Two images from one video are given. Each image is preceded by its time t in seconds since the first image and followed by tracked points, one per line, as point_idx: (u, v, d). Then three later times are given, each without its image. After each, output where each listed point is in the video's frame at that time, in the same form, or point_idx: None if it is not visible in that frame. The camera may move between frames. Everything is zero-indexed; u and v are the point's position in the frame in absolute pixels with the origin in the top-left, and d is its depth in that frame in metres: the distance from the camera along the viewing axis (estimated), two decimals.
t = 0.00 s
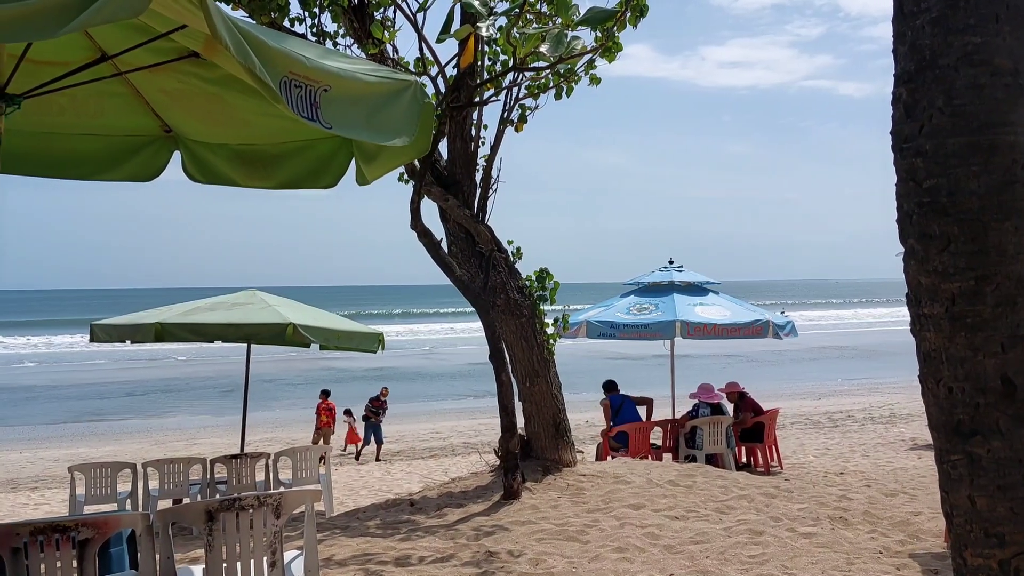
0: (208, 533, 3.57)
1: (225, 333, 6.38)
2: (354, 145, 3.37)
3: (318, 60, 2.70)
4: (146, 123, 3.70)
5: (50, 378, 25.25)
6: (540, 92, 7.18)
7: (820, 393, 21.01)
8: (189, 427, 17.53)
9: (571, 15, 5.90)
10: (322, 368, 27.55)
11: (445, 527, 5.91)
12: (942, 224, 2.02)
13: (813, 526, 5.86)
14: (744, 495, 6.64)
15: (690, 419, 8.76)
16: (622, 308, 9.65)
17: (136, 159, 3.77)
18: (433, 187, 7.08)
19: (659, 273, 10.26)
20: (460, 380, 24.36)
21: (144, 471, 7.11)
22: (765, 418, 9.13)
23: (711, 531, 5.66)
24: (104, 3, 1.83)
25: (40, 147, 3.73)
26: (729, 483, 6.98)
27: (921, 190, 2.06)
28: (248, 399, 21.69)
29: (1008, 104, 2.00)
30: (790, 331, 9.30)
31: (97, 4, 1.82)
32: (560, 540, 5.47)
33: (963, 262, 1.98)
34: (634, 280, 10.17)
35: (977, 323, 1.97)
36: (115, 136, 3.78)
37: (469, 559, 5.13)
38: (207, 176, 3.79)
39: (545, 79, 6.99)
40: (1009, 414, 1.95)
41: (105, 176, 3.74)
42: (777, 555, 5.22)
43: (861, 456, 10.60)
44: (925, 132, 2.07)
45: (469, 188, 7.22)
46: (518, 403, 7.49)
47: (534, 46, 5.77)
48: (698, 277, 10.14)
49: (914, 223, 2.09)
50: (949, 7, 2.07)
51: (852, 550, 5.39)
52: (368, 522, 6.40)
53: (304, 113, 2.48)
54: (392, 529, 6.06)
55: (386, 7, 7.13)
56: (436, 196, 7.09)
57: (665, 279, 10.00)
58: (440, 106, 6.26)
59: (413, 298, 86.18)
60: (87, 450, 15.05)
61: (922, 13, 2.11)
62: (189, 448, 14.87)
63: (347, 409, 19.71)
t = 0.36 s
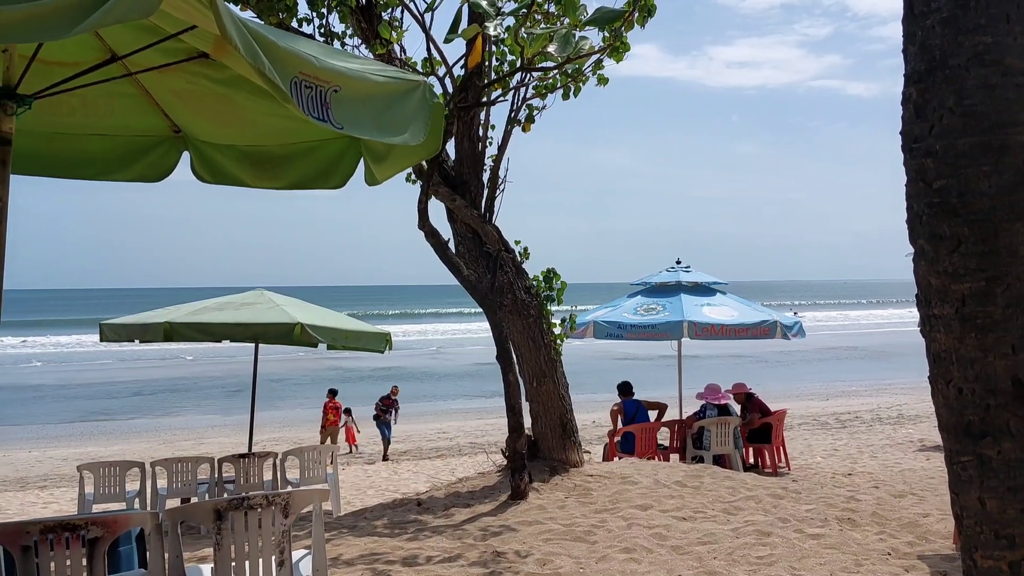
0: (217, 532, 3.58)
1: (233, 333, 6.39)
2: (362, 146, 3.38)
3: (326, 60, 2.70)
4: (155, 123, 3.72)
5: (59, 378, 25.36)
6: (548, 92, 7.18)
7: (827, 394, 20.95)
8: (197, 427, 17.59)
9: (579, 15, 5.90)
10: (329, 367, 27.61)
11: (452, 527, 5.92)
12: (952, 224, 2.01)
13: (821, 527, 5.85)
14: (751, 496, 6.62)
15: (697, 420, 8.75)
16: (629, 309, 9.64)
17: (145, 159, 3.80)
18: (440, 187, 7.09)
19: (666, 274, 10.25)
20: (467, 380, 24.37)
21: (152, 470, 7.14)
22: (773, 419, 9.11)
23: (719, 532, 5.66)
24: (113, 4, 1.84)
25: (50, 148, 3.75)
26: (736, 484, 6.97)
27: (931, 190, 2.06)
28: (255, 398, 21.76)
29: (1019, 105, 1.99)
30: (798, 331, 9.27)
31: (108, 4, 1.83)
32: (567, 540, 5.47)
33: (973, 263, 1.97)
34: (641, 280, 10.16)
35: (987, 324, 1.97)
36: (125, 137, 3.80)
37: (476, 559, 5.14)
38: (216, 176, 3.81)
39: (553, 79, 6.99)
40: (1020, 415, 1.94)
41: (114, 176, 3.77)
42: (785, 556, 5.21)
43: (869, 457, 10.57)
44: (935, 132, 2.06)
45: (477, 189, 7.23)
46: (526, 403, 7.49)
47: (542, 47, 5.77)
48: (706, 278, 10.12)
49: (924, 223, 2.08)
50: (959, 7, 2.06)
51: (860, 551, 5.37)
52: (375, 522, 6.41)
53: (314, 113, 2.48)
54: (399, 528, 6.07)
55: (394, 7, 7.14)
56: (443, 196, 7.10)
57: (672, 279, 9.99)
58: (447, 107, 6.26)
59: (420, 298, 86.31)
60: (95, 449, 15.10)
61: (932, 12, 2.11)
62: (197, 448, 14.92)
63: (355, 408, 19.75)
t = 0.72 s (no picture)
0: (226, 532, 3.59)
1: (242, 333, 6.42)
2: (371, 146, 3.39)
3: (335, 62, 2.71)
4: (165, 124, 3.74)
5: (68, 377, 25.46)
6: (557, 93, 7.17)
7: (836, 395, 20.88)
8: (206, 426, 17.66)
9: (588, 16, 5.90)
10: (336, 367, 27.66)
11: (460, 527, 5.92)
12: (962, 225, 2.00)
13: (829, 529, 5.83)
14: (760, 498, 6.60)
15: (705, 421, 8.73)
16: (637, 309, 9.62)
17: (155, 160, 3.82)
18: (448, 188, 7.09)
19: (674, 274, 10.23)
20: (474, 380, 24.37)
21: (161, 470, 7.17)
22: (781, 420, 9.08)
23: (727, 534, 5.64)
24: (124, 6, 1.85)
25: (61, 149, 3.78)
26: (744, 486, 6.95)
27: (942, 191, 2.05)
28: (264, 398, 21.82)
29: None
30: (807, 332, 9.24)
31: (119, 6, 1.85)
32: (575, 541, 5.46)
33: (984, 264, 1.97)
34: (649, 281, 10.15)
35: (998, 326, 1.96)
36: (134, 138, 3.82)
37: (484, 560, 5.14)
38: (225, 177, 3.83)
39: (561, 80, 6.98)
40: None
41: (125, 177, 3.80)
42: (794, 558, 5.19)
43: (878, 459, 10.53)
44: (946, 133, 2.06)
45: (485, 189, 7.23)
46: (533, 403, 7.49)
47: (550, 47, 5.76)
48: (714, 278, 10.11)
49: (934, 224, 2.07)
50: (970, 8, 2.05)
51: (869, 553, 5.35)
52: (383, 522, 6.42)
53: (321, 114, 2.49)
54: (407, 528, 6.07)
55: (403, 8, 7.15)
56: (451, 197, 7.10)
57: (681, 280, 9.98)
58: (456, 107, 6.26)
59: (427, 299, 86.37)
60: (104, 448, 15.16)
61: (943, 13, 2.10)
62: (206, 447, 14.96)
63: (362, 408, 19.79)
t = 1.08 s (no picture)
0: (237, 531, 3.60)
1: (252, 333, 6.44)
2: (381, 147, 3.41)
3: (345, 63, 2.72)
4: (176, 125, 3.76)
5: (79, 378, 25.59)
6: (566, 93, 7.17)
7: (846, 396, 20.81)
8: (216, 426, 17.73)
9: (597, 16, 5.89)
10: (346, 368, 27.72)
11: (469, 528, 5.93)
12: (975, 225, 2.00)
13: (840, 530, 5.82)
14: (770, 499, 6.59)
15: (714, 421, 8.72)
16: (646, 310, 9.61)
17: (166, 161, 3.84)
18: (457, 188, 7.10)
19: (684, 274, 10.22)
20: (483, 381, 24.39)
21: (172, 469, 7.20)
22: (791, 421, 9.05)
23: (737, 534, 5.64)
24: (138, 9, 1.87)
25: (74, 150, 3.81)
26: (754, 487, 6.94)
27: (954, 191, 2.04)
28: (273, 398, 21.89)
29: None
30: (817, 333, 9.22)
31: (134, 8, 1.87)
32: (584, 542, 5.46)
33: (996, 264, 1.96)
34: (658, 281, 10.14)
35: (1011, 326, 1.95)
36: (146, 139, 3.84)
37: (493, 560, 5.15)
38: (235, 178, 3.84)
39: (570, 80, 6.98)
40: None
41: (138, 177, 3.83)
42: (804, 559, 5.18)
43: (888, 460, 10.49)
44: (958, 133, 2.05)
45: (494, 189, 7.24)
46: (542, 404, 7.50)
47: (559, 47, 5.76)
48: (724, 278, 10.09)
49: (946, 224, 2.07)
50: (982, 8, 2.05)
51: (880, 555, 5.33)
52: (392, 522, 6.43)
53: (332, 115, 2.50)
54: (416, 528, 6.09)
55: (412, 9, 7.16)
56: (460, 197, 7.11)
57: (690, 280, 9.97)
58: (465, 108, 6.27)
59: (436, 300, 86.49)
60: (115, 448, 15.23)
61: (955, 13, 2.10)
62: (216, 447, 15.00)
63: (372, 408, 19.84)
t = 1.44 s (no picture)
0: (251, 531, 3.62)
1: (264, 334, 6.47)
2: (393, 149, 3.42)
3: (357, 65, 2.73)
4: (190, 127, 3.78)
5: (92, 378, 25.75)
6: (577, 94, 7.17)
7: (858, 397, 20.71)
8: (227, 426, 17.79)
9: (608, 17, 5.90)
10: (356, 368, 27.78)
11: (481, 528, 5.94)
12: (989, 226, 1.99)
13: (852, 532, 5.80)
14: (782, 501, 6.57)
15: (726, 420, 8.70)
16: (657, 311, 9.60)
17: (180, 163, 3.87)
18: (468, 190, 7.11)
19: (696, 274, 10.21)
20: (493, 382, 24.39)
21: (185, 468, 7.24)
22: (803, 422, 9.02)
23: (749, 536, 5.62)
24: (153, 12, 1.89)
25: (90, 152, 3.85)
26: (766, 488, 6.92)
27: (968, 192, 2.04)
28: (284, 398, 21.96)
29: None
30: (829, 334, 9.19)
31: (151, 11, 1.89)
32: (596, 543, 5.46)
33: (1011, 266, 1.95)
34: (669, 282, 10.12)
35: None
36: (160, 141, 3.87)
37: (505, 560, 5.15)
38: (249, 180, 3.87)
39: (582, 81, 6.99)
40: None
41: (152, 179, 3.86)
42: (816, 561, 5.17)
43: (901, 462, 10.44)
44: (972, 134, 2.04)
45: (505, 191, 7.24)
46: (553, 405, 7.49)
47: (571, 49, 5.76)
48: (735, 278, 10.07)
49: (960, 226, 2.06)
50: (998, 8, 2.04)
51: (893, 557, 5.31)
52: (404, 522, 6.45)
53: (345, 117, 2.51)
54: (428, 529, 6.10)
55: (423, 11, 7.18)
56: (471, 199, 7.12)
57: (701, 281, 9.95)
58: (476, 109, 6.29)
59: (446, 301, 86.58)
60: (127, 448, 15.31)
61: (969, 14, 2.09)
62: (227, 447, 15.06)
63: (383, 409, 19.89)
